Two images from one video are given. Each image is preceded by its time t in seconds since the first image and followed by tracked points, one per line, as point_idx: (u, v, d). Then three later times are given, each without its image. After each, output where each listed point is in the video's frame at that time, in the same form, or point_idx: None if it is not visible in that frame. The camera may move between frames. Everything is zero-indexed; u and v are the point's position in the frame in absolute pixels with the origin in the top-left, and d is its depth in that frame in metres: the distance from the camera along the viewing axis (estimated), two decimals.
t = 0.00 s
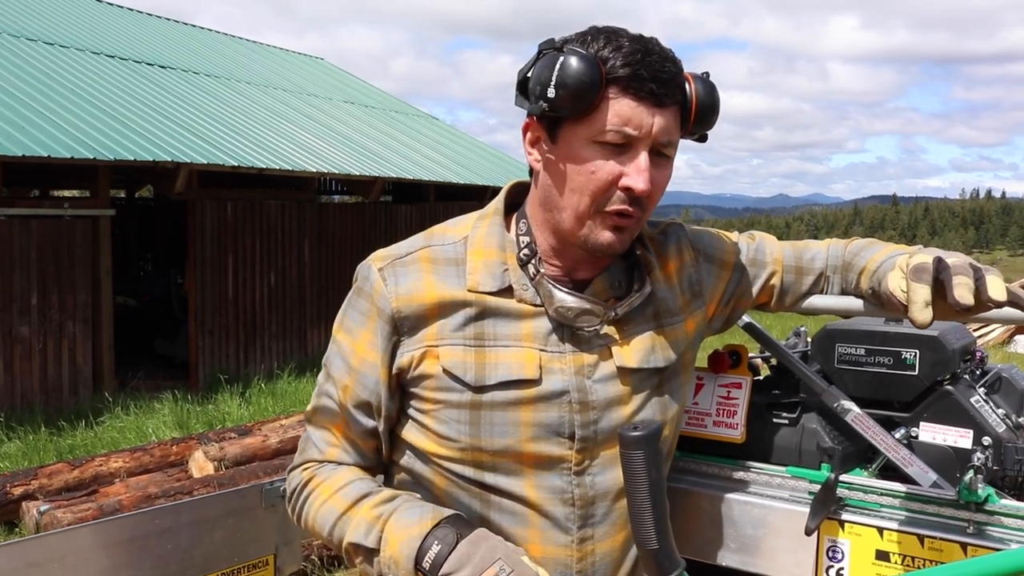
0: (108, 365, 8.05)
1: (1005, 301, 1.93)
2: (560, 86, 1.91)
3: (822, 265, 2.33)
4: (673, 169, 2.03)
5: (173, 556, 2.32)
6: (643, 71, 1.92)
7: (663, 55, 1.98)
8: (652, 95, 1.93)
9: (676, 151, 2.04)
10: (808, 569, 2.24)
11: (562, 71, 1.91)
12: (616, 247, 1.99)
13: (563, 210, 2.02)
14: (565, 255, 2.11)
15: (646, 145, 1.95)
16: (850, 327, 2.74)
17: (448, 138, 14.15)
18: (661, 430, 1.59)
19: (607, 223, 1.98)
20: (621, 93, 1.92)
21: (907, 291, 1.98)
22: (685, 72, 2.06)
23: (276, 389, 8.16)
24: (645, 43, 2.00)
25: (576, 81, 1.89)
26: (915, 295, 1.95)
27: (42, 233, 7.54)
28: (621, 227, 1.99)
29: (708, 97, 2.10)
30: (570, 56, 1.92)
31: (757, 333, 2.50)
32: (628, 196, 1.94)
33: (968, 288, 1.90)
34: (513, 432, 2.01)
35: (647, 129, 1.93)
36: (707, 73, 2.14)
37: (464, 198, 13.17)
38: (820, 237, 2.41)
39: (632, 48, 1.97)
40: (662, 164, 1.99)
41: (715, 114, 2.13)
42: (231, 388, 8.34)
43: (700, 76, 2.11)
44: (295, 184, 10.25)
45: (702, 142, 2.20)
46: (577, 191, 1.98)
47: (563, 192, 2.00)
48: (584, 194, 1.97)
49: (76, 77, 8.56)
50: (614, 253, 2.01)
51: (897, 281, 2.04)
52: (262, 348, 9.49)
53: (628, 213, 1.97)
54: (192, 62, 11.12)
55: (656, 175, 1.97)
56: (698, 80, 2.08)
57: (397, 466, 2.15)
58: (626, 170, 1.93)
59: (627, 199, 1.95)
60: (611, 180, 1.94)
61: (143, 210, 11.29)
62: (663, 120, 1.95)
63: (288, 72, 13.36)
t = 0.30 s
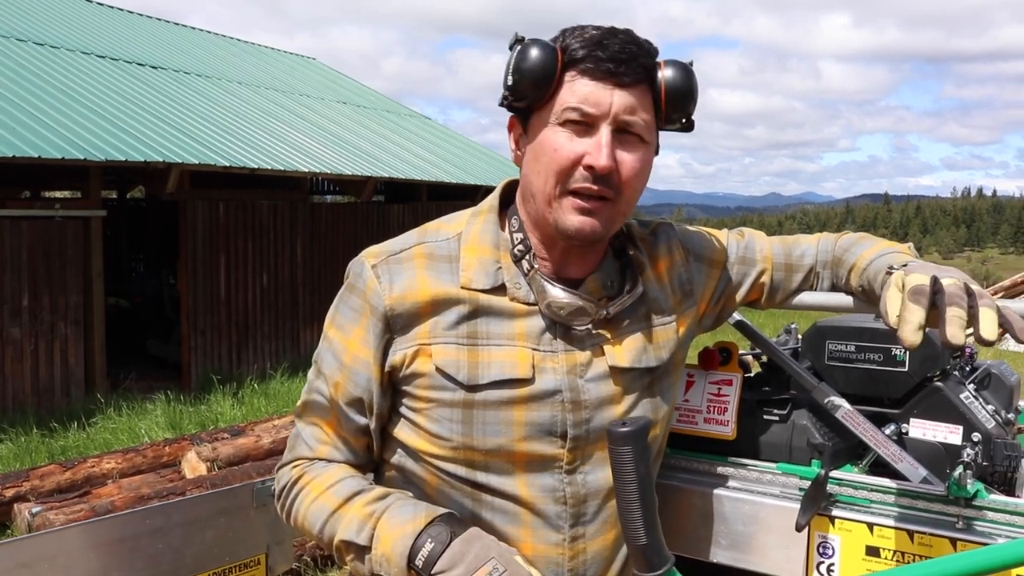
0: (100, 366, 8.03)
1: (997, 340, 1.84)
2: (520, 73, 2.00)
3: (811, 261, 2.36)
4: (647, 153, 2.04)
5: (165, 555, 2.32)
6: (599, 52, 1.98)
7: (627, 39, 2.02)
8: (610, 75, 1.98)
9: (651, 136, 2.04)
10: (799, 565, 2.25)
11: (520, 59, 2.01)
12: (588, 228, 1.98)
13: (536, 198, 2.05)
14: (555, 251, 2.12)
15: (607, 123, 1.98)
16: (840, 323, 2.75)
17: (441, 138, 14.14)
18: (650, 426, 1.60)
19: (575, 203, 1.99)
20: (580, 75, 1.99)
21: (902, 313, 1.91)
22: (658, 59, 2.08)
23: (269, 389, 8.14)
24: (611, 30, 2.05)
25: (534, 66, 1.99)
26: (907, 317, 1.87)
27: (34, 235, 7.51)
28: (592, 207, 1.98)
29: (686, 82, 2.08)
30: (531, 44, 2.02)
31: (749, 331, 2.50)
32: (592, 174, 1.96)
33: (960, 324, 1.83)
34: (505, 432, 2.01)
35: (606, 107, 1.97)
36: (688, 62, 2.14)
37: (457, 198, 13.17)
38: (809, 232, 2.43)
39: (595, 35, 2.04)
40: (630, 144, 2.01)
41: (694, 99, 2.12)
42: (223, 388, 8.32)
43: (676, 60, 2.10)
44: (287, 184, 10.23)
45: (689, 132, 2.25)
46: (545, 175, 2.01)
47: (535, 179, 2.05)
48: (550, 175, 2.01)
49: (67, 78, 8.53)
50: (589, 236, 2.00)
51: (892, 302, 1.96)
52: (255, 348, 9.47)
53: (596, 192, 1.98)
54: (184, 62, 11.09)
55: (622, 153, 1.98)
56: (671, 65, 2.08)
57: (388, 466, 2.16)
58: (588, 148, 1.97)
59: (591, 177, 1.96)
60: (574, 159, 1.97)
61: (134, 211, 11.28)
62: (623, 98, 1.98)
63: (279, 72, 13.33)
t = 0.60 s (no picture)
0: (97, 364, 8.02)
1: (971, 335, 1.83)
2: (499, 74, 2.04)
3: (807, 259, 2.37)
4: (629, 148, 2.03)
5: (161, 552, 2.32)
6: (574, 48, 2.00)
7: (605, 35, 2.03)
8: (584, 71, 2.00)
9: (634, 130, 2.04)
10: (795, 563, 2.25)
11: (499, 61, 2.04)
12: (570, 225, 1.99)
13: (521, 197, 2.07)
14: (549, 250, 2.12)
15: (584, 121, 2.00)
16: (836, 320, 2.75)
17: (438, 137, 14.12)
18: (645, 422, 1.60)
19: (557, 202, 2.00)
20: (556, 74, 2.01)
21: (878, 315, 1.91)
22: (640, 52, 2.07)
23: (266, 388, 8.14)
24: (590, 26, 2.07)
25: (511, 66, 2.02)
26: (882, 320, 1.87)
27: (30, 233, 7.50)
28: (573, 205, 1.99)
29: (669, 75, 2.06)
30: (510, 45, 2.04)
31: (744, 327, 2.50)
32: (569, 172, 1.97)
33: (931, 321, 1.82)
34: (502, 430, 2.01)
35: (581, 104, 1.99)
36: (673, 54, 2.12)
37: (454, 197, 13.17)
38: (804, 229, 2.44)
39: (573, 33, 2.06)
40: (610, 140, 2.01)
41: (679, 90, 2.10)
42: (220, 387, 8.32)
43: (659, 52, 2.08)
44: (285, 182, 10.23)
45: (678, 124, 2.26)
46: (527, 174, 2.03)
47: (519, 179, 2.07)
48: (531, 175, 2.02)
49: (63, 75, 8.51)
50: (573, 233, 2.01)
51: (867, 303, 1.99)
52: (252, 346, 9.47)
53: (575, 191, 1.99)
54: (181, 60, 11.07)
55: (601, 149, 1.99)
56: (653, 57, 2.06)
57: (385, 465, 2.15)
58: (565, 147, 1.98)
59: (570, 174, 1.98)
60: (552, 158, 1.99)
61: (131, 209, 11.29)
62: (599, 93, 1.99)
63: (277, 70, 13.32)
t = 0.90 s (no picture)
0: (92, 363, 8.01)
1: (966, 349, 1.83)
2: (489, 73, 2.05)
3: (801, 260, 2.38)
4: (621, 145, 2.04)
5: (155, 551, 2.32)
6: (564, 46, 2.01)
7: (595, 32, 2.03)
8: (574, 69, 2.00)
9: (625, 128, 2.04)
10: (788, 562, 2.26)
11: (490, 60, 2.05)
12: (563, 223, 1.99)
13: (514, 196, 2.07)
14: (543, 249, 2.13)
15: (575, 118, 2.00)
16: (831, 321, 2.76)
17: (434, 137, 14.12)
18: (638, 421, 1.61)
19: (549, 199, 2.00)
20: (547, 73, 2.02)
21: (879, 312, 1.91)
22: (630, 49, 2.07)
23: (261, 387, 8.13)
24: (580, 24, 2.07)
25: (501, 65, 2.03)
26: (884, 316, 1.88)
27: (25, 231, 7.49)
28: (565, 202, 1.99)
29: (659, 71, 2.07)
30: (501, 45, 2.05)
31: (738, 328, 2.51)
32: (561, 169, 1.98)
33: (930, 328, 1.82)
34: (497, 429, 2.01)
35: (572, 101, 1.99)
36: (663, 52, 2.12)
37: (450, 197, 13.17)
38: (800, 230, 2.45)
39: (563, 31, 2.06)
40: (601, 138, 2.01)
41: (670, 87, 2.10)
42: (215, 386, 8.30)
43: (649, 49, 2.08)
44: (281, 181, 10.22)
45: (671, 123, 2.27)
46: (518, 172, 2.04)
47: (512, 177, 2.07)
48: (523, 174, 2.03)
49: (59, 73, 8.50)
50: (565, 231, 2.01)
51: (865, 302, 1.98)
52: (247, 346, 9.46)
53: (567, 189, 1.99)
54: (177, 59, 11.06)
55: (592, 146, 1.99)
56: (642, 53, 2.06)
57: (380, 465, 2.16)
58: (557, 145, 1.99)
59: (561, 172, 1.98)
60: (544, 156, 2.00)
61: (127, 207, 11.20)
62: (589, 90, 2.00)
63: (273, 70, 13.31)
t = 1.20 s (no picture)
0: (90, 367, 8.00)
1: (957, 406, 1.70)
2: (490, 75, 2.04)
3: (799, 256, 2.39)
4: (621, 151, 2.04)
5: (155, 552, 2.32)
6: (566, 51, 2.00)
7: (597, 37, 2.03)
8: (576, 75, 2.00)
9: (626, 134, 2.05)
10: (788, 559, 2.26)
11: (491, 63, 2.05)
12: (562, 229, 2.00)
13: (513, 199, 2.08)
14: (541, 250, 2.13)
15: (576, 125, 2.00)
16: (830, 318, 2.77)
17: (431, 137, 14.11)
18: (638, 418, 1.60)
19: (548, 205, 2.01)
20: (548, 78, 2.02)
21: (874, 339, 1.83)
22: (631, 53, 2.07)
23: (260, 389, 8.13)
24: (581, 28, 2.07)
25: (502, 68, 2.02)
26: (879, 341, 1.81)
27: (22, 235, 7.48)
28: (564, 209, 2.00)
29: (661, 76, 2.07)
30: (502, 48, 2.05)
31: (737, 325, 2.51)
32: (561, 176, 1.98)
33: (927, 376, 1.71)
34: (498, 428, 2.01)
35: (574, 108, 1.99)
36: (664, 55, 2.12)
37: (448, 197, 13.17)
38: (796, 227, 2.46)
39: (565, 35, 2.06)
40: (602, 145, 2.02)
41: (670, 91, 2.11)
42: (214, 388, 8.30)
43: (651, 54, 2.08)
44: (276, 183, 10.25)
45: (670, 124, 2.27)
46: (518, 176, 2.04)
47: (511, 180, 2.07)
48: (523, 179, 2.03)
49: (55, 77, 8.49)
50: (565, 236, 2.02)
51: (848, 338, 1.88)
52: (246, 348, 9.45)
53: (567, 196, 2.00)
54: (173, 61, 11.05)
55: (592, 153, 2.00)
56: (644, 58, 2.06)
57: (380, 465, 2.15)
58: (557, 152, 1.99)
59: (560, 179, 1.99)
60: (543, 162, 2.00)
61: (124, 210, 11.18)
62: (591, 98, 2.00)
63: (269, 71, 13.30)
